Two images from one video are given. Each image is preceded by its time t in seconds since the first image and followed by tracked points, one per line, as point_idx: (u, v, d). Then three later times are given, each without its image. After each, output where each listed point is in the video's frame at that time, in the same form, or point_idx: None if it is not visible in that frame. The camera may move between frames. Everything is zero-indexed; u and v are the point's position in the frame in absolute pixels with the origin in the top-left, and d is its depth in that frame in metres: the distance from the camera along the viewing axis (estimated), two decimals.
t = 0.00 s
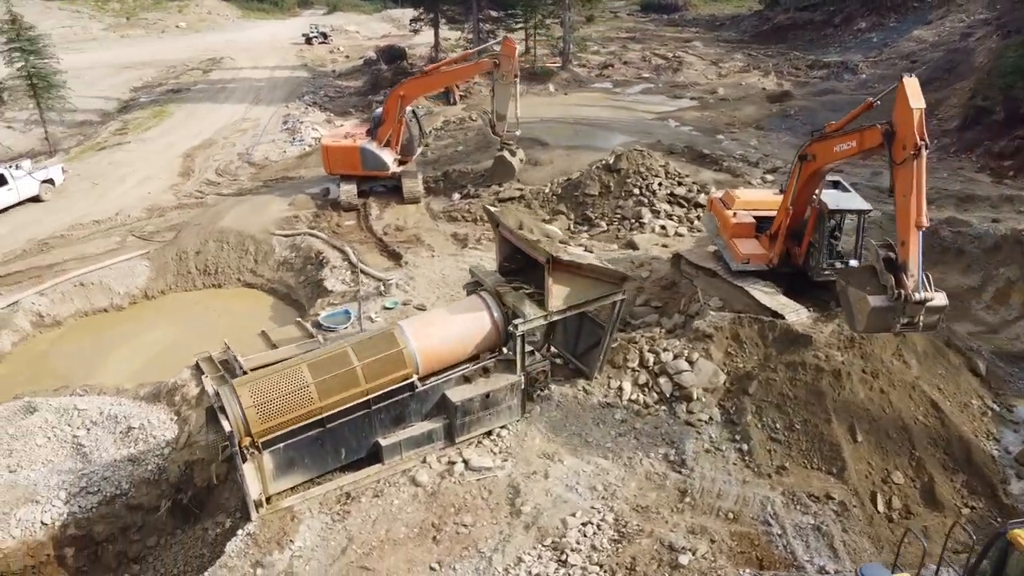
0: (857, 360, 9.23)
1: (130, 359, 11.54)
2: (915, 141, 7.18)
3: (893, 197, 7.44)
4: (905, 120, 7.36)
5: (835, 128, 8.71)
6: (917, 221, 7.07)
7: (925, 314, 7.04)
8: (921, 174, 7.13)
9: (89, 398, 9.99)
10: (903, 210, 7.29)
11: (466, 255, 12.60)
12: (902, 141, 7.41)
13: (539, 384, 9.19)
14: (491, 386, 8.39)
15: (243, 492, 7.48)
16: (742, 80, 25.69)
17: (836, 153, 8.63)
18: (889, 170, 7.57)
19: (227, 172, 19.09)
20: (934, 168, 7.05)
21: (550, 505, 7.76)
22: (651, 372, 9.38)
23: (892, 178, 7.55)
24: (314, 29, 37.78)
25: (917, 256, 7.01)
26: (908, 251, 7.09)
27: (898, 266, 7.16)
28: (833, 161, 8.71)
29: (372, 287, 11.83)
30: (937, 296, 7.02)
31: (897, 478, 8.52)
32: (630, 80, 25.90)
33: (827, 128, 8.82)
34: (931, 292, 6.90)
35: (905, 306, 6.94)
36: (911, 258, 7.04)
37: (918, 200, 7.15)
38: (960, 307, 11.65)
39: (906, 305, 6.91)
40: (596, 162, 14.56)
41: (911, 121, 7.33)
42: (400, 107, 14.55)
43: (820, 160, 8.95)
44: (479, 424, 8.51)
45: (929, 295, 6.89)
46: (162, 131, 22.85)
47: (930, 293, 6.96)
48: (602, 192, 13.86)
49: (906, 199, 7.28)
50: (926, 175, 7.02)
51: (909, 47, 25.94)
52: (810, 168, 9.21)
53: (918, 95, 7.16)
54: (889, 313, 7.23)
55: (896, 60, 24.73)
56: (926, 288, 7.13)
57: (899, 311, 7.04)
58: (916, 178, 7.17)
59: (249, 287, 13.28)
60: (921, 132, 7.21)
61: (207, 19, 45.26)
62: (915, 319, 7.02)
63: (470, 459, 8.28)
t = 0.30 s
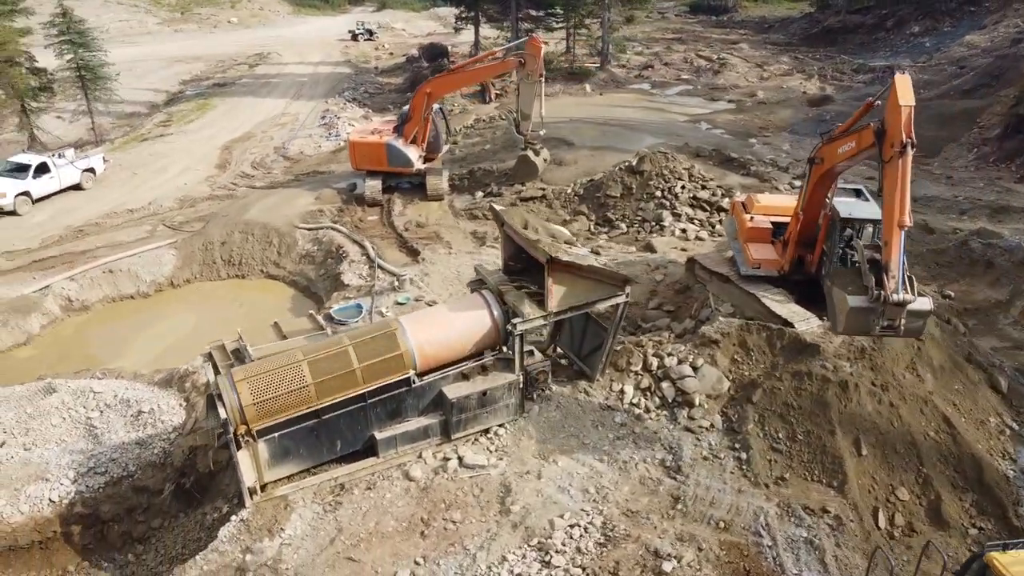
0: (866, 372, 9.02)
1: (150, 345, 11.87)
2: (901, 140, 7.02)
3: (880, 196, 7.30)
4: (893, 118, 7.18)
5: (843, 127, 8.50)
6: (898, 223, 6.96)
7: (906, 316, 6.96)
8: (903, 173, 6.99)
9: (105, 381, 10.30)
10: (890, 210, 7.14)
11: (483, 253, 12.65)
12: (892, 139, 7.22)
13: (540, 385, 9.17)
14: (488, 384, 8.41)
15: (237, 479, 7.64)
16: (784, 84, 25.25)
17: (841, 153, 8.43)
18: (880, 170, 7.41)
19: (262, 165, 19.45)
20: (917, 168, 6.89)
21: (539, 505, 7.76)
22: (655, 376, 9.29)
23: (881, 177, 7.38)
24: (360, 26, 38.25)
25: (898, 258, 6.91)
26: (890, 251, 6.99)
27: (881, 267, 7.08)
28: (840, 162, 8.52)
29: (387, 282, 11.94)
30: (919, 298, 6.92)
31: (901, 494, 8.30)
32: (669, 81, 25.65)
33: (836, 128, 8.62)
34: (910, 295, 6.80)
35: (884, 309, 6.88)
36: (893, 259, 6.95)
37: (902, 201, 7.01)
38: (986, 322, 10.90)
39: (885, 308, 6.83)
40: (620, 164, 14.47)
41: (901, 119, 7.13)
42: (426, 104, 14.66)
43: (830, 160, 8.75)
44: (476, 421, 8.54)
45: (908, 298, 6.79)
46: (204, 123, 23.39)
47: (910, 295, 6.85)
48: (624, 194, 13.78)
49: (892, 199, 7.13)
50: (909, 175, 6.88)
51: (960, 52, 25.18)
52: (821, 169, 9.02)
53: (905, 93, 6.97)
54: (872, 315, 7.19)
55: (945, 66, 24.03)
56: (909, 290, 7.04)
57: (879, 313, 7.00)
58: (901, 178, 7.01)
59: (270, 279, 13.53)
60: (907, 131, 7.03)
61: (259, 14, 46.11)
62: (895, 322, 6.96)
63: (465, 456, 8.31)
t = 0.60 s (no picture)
0: (873, 384, 8.81)
1: (171, 331, 12.18)
2: (885, 134, 6.97)
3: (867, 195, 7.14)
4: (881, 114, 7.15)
5: (847, 132, 8.40)
6: (877, 218, 6.78)
7: (884, 317, 6.68)
8: (884, 167, 6.89)
9: (123, 365, 10.61)
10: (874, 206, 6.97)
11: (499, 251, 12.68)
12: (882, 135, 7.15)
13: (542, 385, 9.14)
14: (485, 381, 8.43)
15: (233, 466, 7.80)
16: (828, 87, 24.74)
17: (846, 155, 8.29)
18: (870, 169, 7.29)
19: (297, 158, 19.78)
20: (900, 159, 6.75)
21: (528, 504, 7.75)
22: (657, 380, 9.20)
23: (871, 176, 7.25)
24: (407, 24, 38.59)
25: (875, 256, 6.70)
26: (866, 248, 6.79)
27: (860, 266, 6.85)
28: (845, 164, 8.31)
29: (402, 277, 12.06)
30: (897, 300, 6.65)
31: (903, 510, 8.06)
32: (709, 83, 25.33)
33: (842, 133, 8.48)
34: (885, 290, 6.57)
35: (857, 306, 6.65)
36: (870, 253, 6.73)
37: (883, 194, 6.85)
38: (1012, 337, 10.32)
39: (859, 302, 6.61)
40: (643, 165, 14.37)
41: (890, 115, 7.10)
42: (453, 102, 14.77)
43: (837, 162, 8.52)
44: (473, 418, 8.57)
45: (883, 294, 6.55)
46: (246, 117, 23.87)
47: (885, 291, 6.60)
48: (645, 196, 13.68)
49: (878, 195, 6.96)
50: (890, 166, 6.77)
51: (1014, 59, 24.36)
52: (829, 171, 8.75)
53: (891, 88, 6.98)
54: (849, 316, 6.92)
55: (997, 72, 23.27)
56: (887, 292, 6.78)
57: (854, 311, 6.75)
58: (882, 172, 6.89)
59: (292, 270, 13.77)
60: (892, 126, 7.00)
61: (309, 10, 46.83)
62: (871, 322, 6.68)
63: (459, 453, 8.35)
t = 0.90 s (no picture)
0: (880, 397, 8.58)
1: (192, 319, 12.49)
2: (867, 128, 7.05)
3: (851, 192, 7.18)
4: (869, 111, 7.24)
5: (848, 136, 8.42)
6: (852, 213, 6.83)
7: (855, 316, 6.68)
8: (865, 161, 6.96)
9: (141, 350, 10.93)
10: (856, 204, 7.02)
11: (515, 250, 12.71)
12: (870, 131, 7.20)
13: (542, 385, 9.15)
14: (482, 379, 8.47)
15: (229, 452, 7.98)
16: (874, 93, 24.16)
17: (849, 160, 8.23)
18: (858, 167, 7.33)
19: (331, 153, 20.08)
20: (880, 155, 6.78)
21: (516, 503, 7.75)
22: (658, 384, 9.12)
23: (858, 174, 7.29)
24: (453, 21, 38.81)
25: (848, 252, 6.76)
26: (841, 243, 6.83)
27: (836, 264, 6.89)
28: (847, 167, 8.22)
29: (418, 272, 12.18)
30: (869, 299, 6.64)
31: (903, 528, 7.81)
32: (751, 86, 24.92)
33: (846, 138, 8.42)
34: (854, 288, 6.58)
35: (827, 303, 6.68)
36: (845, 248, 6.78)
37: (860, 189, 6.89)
38: None
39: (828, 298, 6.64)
40: (668, 168, 14.27)
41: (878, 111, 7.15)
42: (479, 100, 14.81)
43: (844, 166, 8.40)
44: (469, 415, 8.61)
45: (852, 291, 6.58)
46: (287, 111, 24.31)
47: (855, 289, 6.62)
48: (668, 199, 13.57)
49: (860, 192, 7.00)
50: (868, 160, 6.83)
51: None
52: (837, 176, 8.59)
53: (877, 84, 7.10)
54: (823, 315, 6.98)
55: None
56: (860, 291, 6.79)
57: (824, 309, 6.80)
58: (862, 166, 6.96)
59: (314, 263, 14.00)
60: (874, 122, 7.08)
61: (360, 6, 47.40)
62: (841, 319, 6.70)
63: (453, 449, 8.40)
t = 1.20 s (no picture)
0: (884, 411, 8.36)
1: (214, 306, 12.79)
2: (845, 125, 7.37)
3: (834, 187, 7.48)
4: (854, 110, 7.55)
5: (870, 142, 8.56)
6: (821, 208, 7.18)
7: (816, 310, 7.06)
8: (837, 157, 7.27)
9: (159, 335, 11.24)
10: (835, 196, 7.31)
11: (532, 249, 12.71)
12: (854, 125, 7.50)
13: (541, 385, 9.12)
14: (477, 376, 8.50)
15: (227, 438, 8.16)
16: (923, 99, 23.46)
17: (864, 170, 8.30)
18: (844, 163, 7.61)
19: (366, 148, 20.33)
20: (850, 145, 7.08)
21: (503, 501, 7.77)
22: (658, 389, 9.02)
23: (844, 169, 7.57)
24: (501, 20, 38.91)
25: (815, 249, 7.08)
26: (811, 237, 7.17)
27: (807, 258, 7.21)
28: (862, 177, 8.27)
29: (433, 267, 12.26)
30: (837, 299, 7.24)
31: (901, 546, 7.58)
32: (794, 89, 24.44)
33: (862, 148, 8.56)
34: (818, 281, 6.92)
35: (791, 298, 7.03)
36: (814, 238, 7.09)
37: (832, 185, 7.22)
38: None
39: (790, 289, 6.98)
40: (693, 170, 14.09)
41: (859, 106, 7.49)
42: (506, 98, 14.85)
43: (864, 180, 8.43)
44: (465, 411, 8.65)
45: (813, 285, 6.94)
46: (328, 105, 24.68)
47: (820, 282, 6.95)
48: (690, 202, 13.40)
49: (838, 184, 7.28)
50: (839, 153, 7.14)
51: None
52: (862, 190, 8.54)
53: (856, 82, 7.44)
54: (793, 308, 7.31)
55: None
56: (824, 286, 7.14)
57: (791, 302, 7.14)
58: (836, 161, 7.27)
59: (337, 256, 14.20)
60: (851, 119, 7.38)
61: (411, 3, 47.73)
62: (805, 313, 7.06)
63: (447, 444, 8.44)
